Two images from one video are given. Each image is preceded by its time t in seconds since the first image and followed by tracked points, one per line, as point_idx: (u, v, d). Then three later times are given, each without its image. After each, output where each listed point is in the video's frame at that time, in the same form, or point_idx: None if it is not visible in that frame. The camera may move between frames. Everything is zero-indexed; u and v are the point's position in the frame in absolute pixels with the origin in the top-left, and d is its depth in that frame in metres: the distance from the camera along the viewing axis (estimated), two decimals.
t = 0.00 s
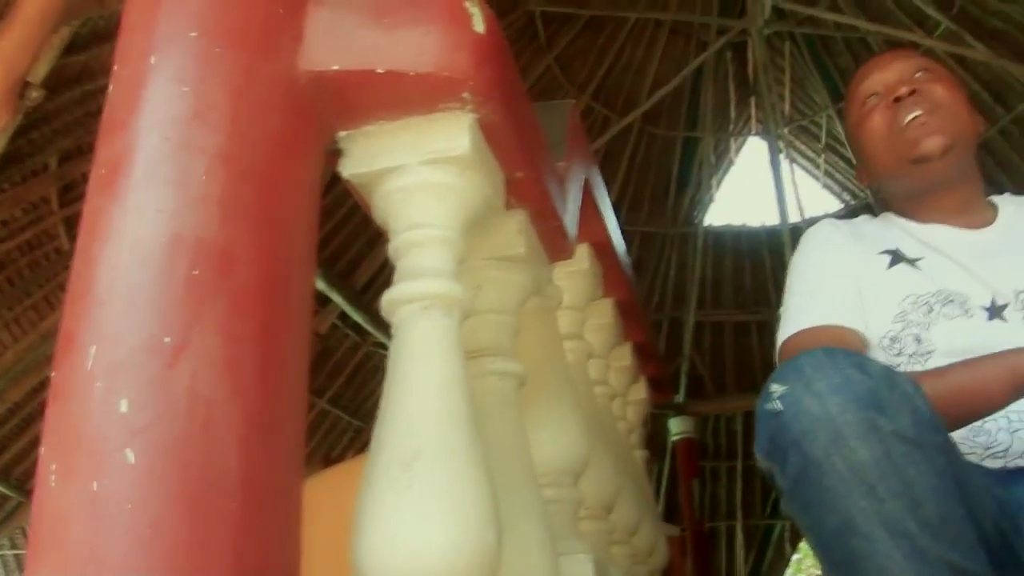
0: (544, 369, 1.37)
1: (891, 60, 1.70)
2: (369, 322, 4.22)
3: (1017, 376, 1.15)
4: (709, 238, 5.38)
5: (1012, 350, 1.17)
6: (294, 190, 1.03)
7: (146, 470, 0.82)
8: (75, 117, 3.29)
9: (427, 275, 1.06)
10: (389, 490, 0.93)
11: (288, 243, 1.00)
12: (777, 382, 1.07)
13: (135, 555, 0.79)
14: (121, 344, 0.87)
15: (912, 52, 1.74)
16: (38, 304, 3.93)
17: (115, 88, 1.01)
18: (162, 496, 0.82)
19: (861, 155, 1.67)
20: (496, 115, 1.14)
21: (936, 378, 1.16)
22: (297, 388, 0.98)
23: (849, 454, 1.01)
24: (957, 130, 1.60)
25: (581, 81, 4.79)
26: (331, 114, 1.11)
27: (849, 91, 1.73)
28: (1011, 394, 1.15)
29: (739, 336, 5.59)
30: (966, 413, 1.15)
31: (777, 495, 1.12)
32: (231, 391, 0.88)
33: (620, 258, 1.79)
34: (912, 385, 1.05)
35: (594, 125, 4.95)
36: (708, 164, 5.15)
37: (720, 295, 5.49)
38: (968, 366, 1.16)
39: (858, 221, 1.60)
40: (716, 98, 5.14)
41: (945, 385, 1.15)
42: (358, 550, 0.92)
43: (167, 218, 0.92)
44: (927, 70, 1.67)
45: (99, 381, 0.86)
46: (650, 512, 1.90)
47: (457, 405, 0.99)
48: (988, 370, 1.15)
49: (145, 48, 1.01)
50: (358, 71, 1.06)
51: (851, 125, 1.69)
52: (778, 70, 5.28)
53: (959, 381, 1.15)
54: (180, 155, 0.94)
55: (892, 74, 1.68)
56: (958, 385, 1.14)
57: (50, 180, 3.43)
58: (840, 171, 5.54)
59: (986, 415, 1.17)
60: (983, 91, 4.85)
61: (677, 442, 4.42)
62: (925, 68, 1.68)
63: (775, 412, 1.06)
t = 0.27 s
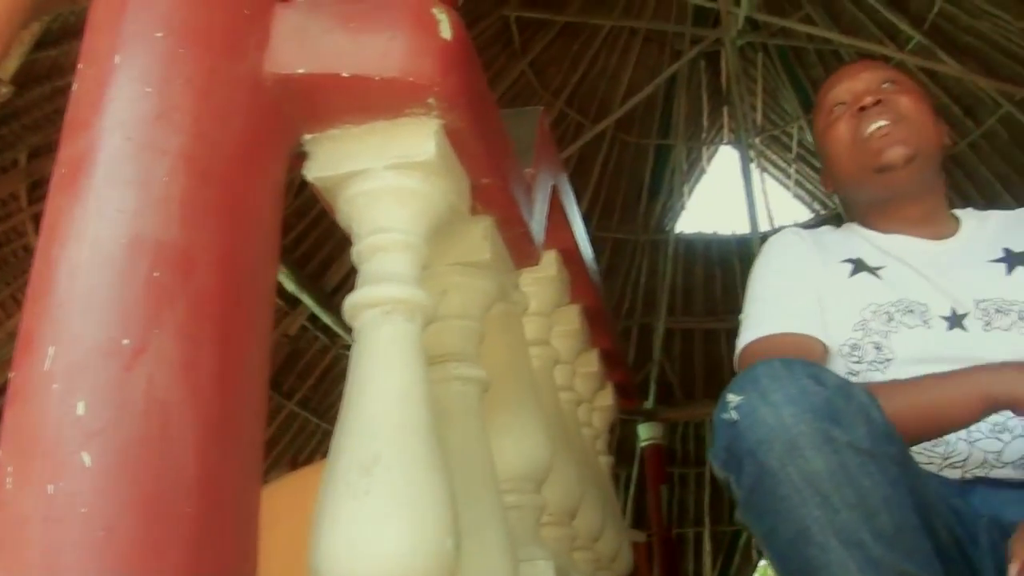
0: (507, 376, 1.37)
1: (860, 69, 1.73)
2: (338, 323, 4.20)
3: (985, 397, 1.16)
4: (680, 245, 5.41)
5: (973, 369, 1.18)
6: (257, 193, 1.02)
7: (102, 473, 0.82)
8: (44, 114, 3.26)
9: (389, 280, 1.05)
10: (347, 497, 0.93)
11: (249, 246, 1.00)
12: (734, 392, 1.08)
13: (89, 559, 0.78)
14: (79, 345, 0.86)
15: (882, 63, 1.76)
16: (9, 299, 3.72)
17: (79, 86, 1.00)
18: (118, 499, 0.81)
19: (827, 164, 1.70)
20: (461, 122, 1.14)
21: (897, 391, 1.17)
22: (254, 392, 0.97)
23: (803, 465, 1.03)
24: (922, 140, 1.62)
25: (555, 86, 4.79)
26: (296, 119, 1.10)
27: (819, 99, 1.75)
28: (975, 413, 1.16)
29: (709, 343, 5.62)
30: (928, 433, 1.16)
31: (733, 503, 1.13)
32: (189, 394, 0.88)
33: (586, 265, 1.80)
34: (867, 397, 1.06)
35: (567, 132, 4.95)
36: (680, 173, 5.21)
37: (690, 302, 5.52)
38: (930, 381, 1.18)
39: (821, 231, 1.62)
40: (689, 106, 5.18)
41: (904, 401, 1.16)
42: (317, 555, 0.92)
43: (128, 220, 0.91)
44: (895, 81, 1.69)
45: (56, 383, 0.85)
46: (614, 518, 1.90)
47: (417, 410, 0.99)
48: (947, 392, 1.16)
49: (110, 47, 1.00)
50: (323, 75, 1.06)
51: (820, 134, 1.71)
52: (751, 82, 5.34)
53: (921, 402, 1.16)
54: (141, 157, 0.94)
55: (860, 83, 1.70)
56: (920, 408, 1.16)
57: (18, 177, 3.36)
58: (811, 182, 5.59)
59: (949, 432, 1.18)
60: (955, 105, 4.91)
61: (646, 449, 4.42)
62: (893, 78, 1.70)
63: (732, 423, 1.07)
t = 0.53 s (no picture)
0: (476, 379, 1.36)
1: (824, 83, 1.74)
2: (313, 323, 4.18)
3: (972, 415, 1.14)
4: (656, 252, 5.43)
5: (960, 392, 1.16)
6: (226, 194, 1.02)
7: (64, 475, 0.81)
8: (19, 108, 3.22)
9: (357, 283, 1.05)
10: (311, 501, 0.92)
11: (216, 247, 0.99)
12: (698, 398, 1.09)
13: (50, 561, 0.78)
14: (43, 345, 0.85)
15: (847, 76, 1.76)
16: None
17: (48, 82, 0.99)
18: (80, 501, 0.80)
19: (791, 176, 1.71)
20: (432, 126, 1.13)
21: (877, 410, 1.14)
22: (219, 393, 0.97)
23: (766, 471, 1.04)
24: (883, 151, 1.63)
25: (533, 90, 4.80)
26: (267, 120, 1.10)
27: (783, 113, 1.76)
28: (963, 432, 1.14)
29: (684, 347, 5.65)
30: (910, 450, 1.14)
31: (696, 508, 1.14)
32: (152, 395, 0.87)
33: (560, 268, 1.81)
34: (830, 403, 1.08)
35: (544, 137, 4.97)
36: (657, 178, 5.23)
37: (665, 308, 5.55)
38: (912, 400, 1.16)
39: (789, 242, 1.64)
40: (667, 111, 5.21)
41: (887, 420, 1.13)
42: (278, 557, 0.92)
43: (94, 220, 0.90)
44: (859, 94, 1.70)
45: (19, 383, 0.84)
46: (584, 523, 1.91)
47: (383, 414, 0.99)
48: (934, 413, 1.14)
49: (80, 44, 0.99)
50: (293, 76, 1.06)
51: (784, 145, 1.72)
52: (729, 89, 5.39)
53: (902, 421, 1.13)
54: (108, 155, 0.93)
55: (824, 97, 1.71)
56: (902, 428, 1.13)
57: None
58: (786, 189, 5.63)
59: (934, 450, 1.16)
60: (931, 117, 4.97)
61: (619, 453, 4.42)
62: (856, 92, 1.71)
63: (695, 428, 1.08)
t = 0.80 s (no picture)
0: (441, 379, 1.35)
1: (795, 97, 1.73)
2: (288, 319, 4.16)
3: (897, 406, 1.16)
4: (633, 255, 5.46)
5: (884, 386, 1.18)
6: (189, 192, 1.02)
7: (20, 469, 0.80)
8: None
9: (320, 281, 1.05)
10: (267, 499, 0.92)
11: (180, 244, 0.99)
12: (652, 404, 1.11)
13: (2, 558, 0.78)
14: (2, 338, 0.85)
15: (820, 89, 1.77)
16: None
17: (15, 74, 0.98)
18: (35, 497, 0.80)
19: (756, 187, 1.72)
20: (399, 126, 1.13)
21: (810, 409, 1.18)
22: (180, 391, 0.96)
23: (716, 476, 1.05)
24: (844, 172, 1.63)
25: (514, 92, 4.80)
26: (234, 117, 1.10)
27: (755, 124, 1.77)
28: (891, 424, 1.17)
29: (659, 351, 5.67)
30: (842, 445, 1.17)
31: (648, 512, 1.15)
32: (111, 391, 0.87)
33: (531, 270, 1.80)
34: (783, 411, 1.10)
35: (524, 138, 4.96)
36: (635, 183, 5.27)
37: (641, 311, 5.57)
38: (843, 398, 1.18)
39: (753, 253, 1.65)
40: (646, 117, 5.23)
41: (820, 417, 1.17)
42: (233, 556, 0.91)
43: (57, 214, 0.90)
44: (828, 111, 1.70)
45: None
46: (550, 525, 1.91)
47: (343, 413, 0.99)
48: (857, 407, 1.17)
49: (48, 36, 0.98)
50: (260, 73, 1.06)
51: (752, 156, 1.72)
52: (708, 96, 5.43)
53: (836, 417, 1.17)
54: (73, 148, 0.92)
55: (793, 111, 1.71)
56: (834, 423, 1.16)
57: None
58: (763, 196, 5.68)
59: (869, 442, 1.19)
60: (909, 127, 5.01)
61: (592, 454, 4.43)
62: (827, 109, 1.71)
63: (648, 433, 1.10)
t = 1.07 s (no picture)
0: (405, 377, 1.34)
1: (756, 99, 1.75)
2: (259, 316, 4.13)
3: (833, 425, 1.25)
4: (606, 257, 5.48)
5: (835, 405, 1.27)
6: (151, 187, 1.01)
7: None
8: None
9: (281, 279, 1.05)
10: (222, 498, 0.92)
11: (140, 237, 0.98)
12: (609, 407, 1.11)
13: None
14: None
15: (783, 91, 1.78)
16: None
17: None
18: None
19: (719, 190, 1.73)
20: (363, 125, 1.13)
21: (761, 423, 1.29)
22: (136, 384, 0.96)
23: (672, 481, 1.06)
24: (805, 174, 1.64)
25: (491, 92, 4.78)
26: (198, 111, 1.09)
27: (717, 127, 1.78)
28: (829, 441, 1.26)
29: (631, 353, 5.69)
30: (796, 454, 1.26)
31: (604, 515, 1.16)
32: (66, 385, 0.86)
33: (499, 271, 1.79)
34: (738, 417, 1.10)
35: (501, 138, 4.93)
36: (610, 185, 5.29)
37: (614, 313, 5.60)
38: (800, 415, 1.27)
39: (715, 253, 1.66)
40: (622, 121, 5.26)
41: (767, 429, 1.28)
42: (187, 555, 0.91)
43: (15, 206, 0.88)
44: (789, 114, 1.72)
45: None
46: (514, 525, 1.90)
47: (300, 411, 0.98)
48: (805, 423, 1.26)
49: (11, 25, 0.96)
50: (224, 68, 1.05)
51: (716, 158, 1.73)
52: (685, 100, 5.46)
53: (780, 429, 1.27)
54: (33, 140, 0.90)
55: (755, 113, 1.73)
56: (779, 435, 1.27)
57: None
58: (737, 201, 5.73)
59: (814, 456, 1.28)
60: (883, 136, 5.05)
61: (562, 455, 4.42)
62: (787, 111, 1.73)
63: (605, 436, 1.11)
